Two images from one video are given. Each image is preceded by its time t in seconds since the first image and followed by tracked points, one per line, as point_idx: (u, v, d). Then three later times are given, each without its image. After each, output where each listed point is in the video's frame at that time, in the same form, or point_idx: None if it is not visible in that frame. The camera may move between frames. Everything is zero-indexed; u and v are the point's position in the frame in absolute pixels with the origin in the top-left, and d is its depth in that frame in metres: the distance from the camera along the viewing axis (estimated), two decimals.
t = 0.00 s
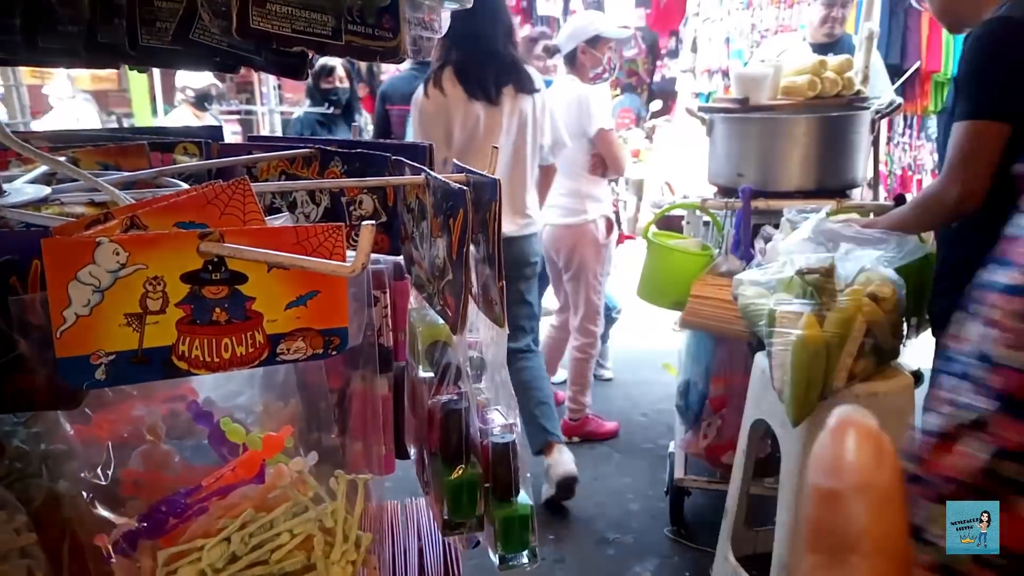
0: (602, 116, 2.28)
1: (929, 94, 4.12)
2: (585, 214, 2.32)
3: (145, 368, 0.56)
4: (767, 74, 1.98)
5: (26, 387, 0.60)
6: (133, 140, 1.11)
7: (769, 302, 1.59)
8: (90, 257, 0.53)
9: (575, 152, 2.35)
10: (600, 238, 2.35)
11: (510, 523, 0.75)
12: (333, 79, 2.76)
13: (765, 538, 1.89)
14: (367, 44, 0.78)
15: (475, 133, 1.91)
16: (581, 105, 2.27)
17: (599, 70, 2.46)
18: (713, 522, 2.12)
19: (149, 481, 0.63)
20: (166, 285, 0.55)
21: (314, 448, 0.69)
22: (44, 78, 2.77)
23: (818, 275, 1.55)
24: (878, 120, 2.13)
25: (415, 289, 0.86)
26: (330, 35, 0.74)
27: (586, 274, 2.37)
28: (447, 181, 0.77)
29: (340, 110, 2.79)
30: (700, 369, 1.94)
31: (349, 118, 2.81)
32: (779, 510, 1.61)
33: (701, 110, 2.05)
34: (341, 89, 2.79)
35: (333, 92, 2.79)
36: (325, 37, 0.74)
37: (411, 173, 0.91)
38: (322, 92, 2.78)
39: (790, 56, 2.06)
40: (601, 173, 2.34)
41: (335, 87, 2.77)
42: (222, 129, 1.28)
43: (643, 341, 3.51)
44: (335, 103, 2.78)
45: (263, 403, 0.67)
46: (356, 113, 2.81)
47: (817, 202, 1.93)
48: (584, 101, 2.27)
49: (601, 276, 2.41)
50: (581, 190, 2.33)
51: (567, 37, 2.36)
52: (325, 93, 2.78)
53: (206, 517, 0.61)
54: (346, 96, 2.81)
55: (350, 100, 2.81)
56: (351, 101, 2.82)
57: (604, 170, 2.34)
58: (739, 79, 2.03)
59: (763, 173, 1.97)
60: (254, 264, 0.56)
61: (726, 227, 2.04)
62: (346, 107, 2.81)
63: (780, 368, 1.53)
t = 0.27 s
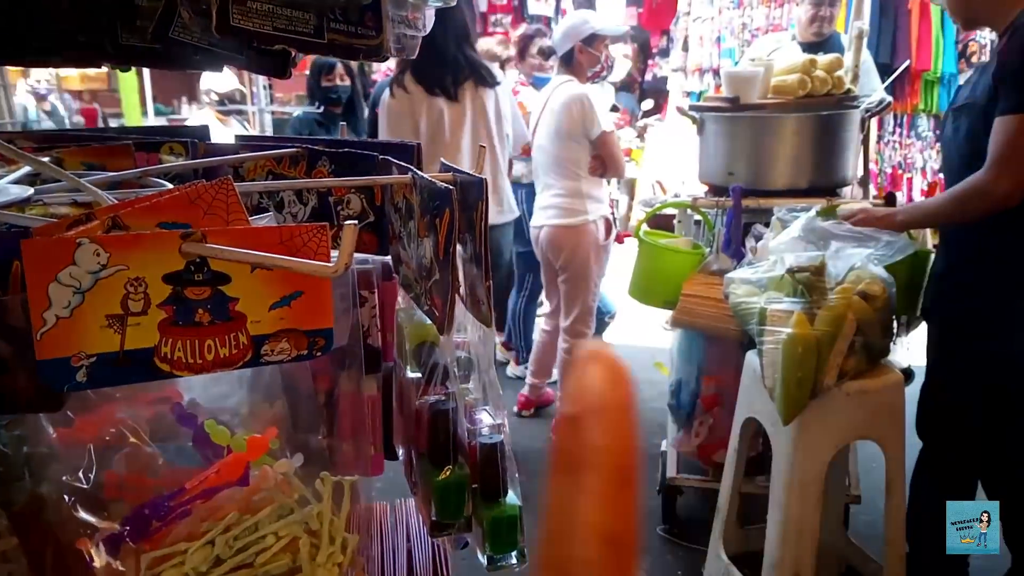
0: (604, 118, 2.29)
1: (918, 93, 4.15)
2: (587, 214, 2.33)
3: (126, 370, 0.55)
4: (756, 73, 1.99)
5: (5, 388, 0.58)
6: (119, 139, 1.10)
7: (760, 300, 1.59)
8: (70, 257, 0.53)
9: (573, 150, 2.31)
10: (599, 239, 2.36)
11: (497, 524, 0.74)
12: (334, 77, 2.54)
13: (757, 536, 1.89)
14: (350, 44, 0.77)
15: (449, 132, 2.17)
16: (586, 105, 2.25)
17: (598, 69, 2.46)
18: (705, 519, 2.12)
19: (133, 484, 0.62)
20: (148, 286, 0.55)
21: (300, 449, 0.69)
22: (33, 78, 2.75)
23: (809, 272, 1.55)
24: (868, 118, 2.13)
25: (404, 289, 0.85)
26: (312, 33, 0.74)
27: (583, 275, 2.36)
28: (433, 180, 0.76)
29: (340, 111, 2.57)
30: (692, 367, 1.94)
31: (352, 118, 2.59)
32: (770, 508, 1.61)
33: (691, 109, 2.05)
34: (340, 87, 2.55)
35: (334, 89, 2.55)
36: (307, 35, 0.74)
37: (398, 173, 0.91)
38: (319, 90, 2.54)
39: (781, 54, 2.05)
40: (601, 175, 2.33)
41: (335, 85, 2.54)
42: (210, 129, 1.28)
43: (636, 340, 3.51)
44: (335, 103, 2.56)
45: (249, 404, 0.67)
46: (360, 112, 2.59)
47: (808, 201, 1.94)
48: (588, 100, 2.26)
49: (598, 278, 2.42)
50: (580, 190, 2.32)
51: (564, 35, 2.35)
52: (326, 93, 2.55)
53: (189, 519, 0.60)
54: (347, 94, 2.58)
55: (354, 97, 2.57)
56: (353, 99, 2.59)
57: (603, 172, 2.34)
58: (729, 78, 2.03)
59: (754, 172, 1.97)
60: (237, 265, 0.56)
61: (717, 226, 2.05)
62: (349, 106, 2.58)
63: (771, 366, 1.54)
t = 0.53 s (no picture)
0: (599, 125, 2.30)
1: (905, 98, 4.21)
2: (577, 221, 2.35)
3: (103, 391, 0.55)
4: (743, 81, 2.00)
5: None
6: (101, 155, 1.09)
7: (748, 307, 1.60)
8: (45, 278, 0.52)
9: (565, 158, 2.32)
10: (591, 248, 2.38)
11: (481, 540, 0.74)
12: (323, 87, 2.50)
13: (748, 542, 1.89)
14: (327, 62, 0.76)
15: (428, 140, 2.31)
16: (580, 113, 2.26)
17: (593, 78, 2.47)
18: (697, 526, 2.12)
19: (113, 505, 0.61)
20: (125, 306, 0.54)
21: (281, 467, 0.69)
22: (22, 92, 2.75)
23: (797, 279, 1.55)
24: (854, 125, 2.15)
25: (388, 303, 0.83)
26: (289, 52, 0.74)
27: (574, 284, 2.36)
28: (415, 195, 0.76)
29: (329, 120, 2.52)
30: (682, 375, 1.94)
31: (342, 129, 2.54)
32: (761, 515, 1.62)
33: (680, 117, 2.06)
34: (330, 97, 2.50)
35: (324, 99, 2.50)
36: (283, 54, 0.74)
37: (382, 187, 0.90)
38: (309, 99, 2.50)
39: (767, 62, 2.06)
40: (593, 183, 2.34)
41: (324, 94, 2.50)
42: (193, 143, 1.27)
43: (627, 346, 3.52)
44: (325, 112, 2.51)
45: (230, 422, 0.66)
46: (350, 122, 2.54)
47: (796, 208, 1.95)
48: (582, 108, 2.27)
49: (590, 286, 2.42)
50: (572, 199, 2.33)
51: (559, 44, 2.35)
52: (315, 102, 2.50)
53: (169, 541, 0.59)
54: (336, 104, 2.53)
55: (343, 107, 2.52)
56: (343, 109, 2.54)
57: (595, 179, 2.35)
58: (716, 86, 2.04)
59: (742, 179, 1.98)
60: (216, 284, 0.56)
61: (706, 233, 2.05)
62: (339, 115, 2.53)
63: (760, 373, 1.54)
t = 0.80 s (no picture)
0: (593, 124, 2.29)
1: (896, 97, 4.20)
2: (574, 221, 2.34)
3: (86, 389, 0.54)
4: (735, 79, 2.00)
5: None
6: (89, 150, 1.08)
7: (740, 306, 1.60)
8: (28, 275, 0.52)
9: (559, 157, 2.32)
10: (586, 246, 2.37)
11: (471, 538, 0.74)
12: (313, 84, 2.44)
13: (739, 539, 1.90)
14: (311, 56, 0.76)
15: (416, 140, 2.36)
16: (575, 112, 2.26)
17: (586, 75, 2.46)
18: (689, 523, 2.12)
19: (98, 503, 0.60)
20: (109, 303, 0.54)
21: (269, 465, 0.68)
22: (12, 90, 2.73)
23: (788, 277, 1.55)
24: (846, 124, 2.15)
25: (377, 300, 0.82)
26: (274, 47, 0.73)
27: (568, 283, 2.36)
28: (404, 192, 0.76)
29: (320, 117, 2.47)
30: (674, 372, 1.94)
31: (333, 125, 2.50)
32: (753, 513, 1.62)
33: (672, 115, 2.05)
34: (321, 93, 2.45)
35: (315, 96, 2.45)
36: (268, 48, 0.73)
37: (371, 183, 0.90)
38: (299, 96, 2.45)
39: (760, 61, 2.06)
40: (587, 182, 2.34)
41: (315, 91, 2.45)
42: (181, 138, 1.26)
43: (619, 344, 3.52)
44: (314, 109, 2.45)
45: (218, 420, 0.64)
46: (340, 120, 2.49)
47: (787, 207, 1.95)
48: (577, 107, 2.27)
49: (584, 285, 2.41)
50: (566, 198, 2.33)
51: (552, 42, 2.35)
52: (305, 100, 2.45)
53: (155, 539, 0.60)
54: (327, 101, 2.47)
55: (334, 104, 2.47)
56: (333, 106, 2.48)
57: (589, 178, 2.35)
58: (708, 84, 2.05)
59: (733, 178, 1.98)
60: (200, 281, 0.55)
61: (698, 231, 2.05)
62: (330, 112, 2.47)
63: (752, 372, 1.54)
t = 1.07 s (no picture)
0: (595, 125, 2.29)
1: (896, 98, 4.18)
2: (575, 221, 2.34)
3: (86, 385, 0.54)
4: (734, 79, 2.00)
5: None
6: (89, 147, 1.08)
7: (739, 306, 1.60)
8: (28, 270, 0.52)
9: (561, 157, 2.32)
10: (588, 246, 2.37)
11: (470, 536, 0.73)
12: (314, 83, 2.43)
13: (737, 539, 1.90)
14: (312, 51, 0.75)
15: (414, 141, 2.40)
16: (576, 112, 2.26)
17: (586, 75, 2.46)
18: (687, 523, 2.12)
19: (98, 499, 0.60)
20: (109, 298, 0.54)
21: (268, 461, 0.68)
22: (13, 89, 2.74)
23: (788, 277, 1.56)
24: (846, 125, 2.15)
25: (377, 298, 0.82)
26: (275, 41, 0.72)
27: (569, 283, 2.36)
28: (405, 189, 0.76)
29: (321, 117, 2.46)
30: (673, 372, 1.94)
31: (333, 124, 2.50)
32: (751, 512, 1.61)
33: (672, 116, 2.05)
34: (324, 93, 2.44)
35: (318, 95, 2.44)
36: (270, 43, 0.72)
37: (372, 181, 0.90)
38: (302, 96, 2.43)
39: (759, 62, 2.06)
40: (589, 182, 2.34)
41: (316, 91, 2.43)
42: (182, 135, 1.26)
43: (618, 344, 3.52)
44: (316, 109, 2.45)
45: (217, 417, 0.65)
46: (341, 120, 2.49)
47: (787, 208, 1.95)
48: (579, 108, 2.27)
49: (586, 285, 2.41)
50: (568, 198, 2.33)
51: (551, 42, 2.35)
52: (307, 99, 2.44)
53: (154, 536, 0.60)
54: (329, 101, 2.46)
55: (336, 103, 2.47)
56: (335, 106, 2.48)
57: (591, 178, 2.35)
58: (707, 84, 2.05)
59: (733, 178, 1.98)
60: (201, 277, 0.55)
61: (697, 232, 2.05)
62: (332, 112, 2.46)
63: (750, 371, 1.54)
